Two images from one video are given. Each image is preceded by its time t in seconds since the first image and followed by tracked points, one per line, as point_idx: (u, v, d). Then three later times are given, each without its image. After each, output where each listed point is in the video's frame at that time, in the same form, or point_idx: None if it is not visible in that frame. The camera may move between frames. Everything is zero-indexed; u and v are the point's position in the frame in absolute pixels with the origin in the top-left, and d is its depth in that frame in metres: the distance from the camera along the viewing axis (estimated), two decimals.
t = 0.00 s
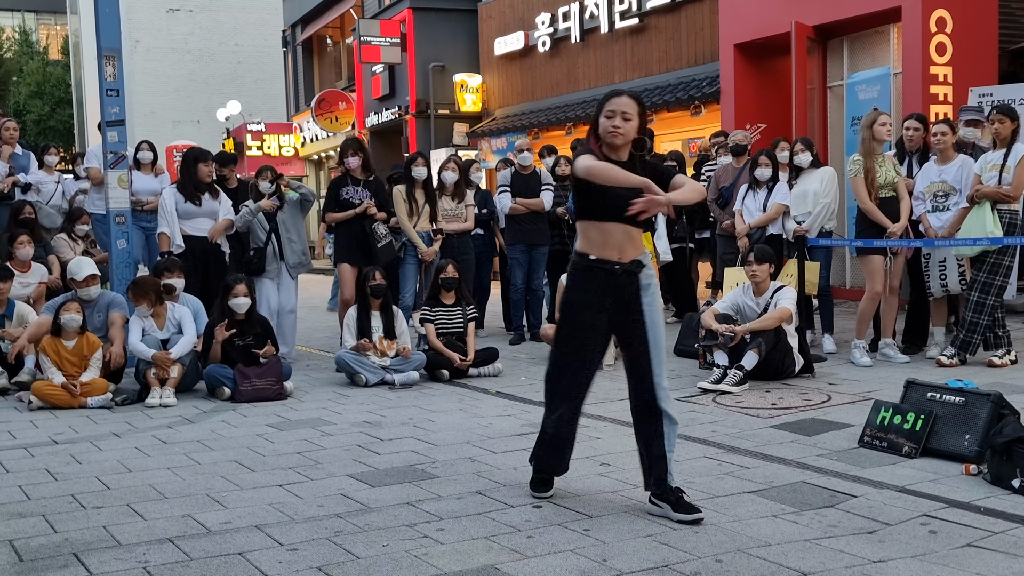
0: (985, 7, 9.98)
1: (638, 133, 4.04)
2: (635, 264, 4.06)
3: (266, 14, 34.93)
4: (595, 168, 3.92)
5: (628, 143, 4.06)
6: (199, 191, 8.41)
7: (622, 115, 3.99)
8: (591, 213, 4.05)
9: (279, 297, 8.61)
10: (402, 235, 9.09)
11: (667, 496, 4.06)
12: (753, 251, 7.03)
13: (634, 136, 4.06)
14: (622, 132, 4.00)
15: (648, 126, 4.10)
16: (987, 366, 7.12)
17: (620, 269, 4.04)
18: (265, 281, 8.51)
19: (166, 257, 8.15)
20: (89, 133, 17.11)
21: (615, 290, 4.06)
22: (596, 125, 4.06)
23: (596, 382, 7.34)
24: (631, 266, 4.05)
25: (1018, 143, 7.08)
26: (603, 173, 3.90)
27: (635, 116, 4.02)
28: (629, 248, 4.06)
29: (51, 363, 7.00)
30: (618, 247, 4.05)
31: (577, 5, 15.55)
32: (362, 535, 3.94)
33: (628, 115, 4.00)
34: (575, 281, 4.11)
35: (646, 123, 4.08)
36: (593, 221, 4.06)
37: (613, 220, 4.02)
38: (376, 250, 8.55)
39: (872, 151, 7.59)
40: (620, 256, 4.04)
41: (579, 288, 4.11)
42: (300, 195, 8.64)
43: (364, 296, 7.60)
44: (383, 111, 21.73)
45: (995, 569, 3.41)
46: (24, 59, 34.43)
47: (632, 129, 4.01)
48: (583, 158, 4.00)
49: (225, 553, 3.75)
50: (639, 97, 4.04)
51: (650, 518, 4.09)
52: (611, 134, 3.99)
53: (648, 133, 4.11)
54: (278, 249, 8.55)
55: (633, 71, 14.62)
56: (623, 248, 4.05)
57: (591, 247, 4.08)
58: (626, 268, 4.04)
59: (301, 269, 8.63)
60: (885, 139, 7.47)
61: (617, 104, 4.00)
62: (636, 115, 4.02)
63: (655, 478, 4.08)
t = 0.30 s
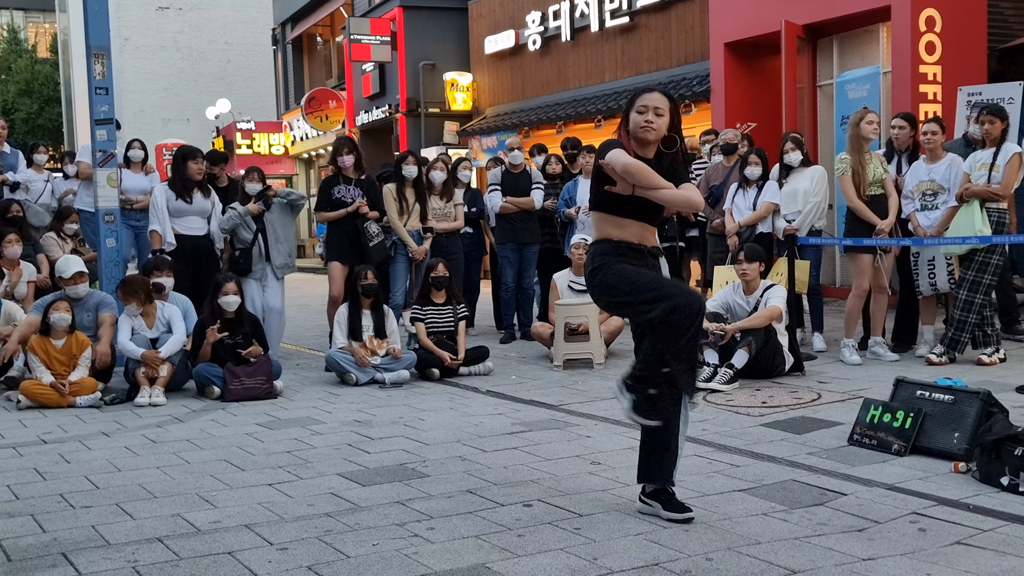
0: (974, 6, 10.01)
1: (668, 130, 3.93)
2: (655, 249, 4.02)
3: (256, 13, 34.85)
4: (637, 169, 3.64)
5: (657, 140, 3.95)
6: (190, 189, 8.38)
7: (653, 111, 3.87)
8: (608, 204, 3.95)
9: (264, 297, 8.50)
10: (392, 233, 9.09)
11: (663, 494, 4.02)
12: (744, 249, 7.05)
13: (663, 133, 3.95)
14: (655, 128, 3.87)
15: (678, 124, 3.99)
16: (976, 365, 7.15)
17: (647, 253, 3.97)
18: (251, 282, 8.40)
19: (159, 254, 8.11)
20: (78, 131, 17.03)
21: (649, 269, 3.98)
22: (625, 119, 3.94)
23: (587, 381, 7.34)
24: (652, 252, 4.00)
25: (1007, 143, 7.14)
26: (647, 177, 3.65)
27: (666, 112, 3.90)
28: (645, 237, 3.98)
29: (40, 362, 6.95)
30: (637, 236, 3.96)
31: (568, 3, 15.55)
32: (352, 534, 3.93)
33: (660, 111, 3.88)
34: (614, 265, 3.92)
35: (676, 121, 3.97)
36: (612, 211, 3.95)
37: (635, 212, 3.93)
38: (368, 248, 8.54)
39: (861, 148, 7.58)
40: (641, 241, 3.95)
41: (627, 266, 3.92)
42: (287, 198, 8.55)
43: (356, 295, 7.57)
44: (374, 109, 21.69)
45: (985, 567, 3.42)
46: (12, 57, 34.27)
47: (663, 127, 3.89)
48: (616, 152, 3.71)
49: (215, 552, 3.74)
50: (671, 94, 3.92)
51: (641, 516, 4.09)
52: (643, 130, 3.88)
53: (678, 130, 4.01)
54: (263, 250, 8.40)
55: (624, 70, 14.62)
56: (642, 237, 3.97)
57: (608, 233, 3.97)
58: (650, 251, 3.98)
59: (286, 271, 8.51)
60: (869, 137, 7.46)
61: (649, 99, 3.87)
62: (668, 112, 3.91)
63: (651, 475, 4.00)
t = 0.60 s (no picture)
0: (964, 8, 10.05)
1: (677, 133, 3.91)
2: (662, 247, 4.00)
3: (247, 11, 34.76)
4: (658, 165, 3.58)
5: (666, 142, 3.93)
6: (180, 186, 8.35)
7: (661, 114, 3.85)
8: (618, 202, 3.89)
9: (248, 294, 8.57)
10: (382, 232, 9.07)
11: (654, 493, 4.02)
12: (733, 250, 7.06)
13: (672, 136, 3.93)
14: (663, 132, 3.86)
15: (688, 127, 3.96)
16: (964, 366, 7.18)
17: (652, 249, 3.93)
18: (236, 278, 8.48)
19: (150, 253, 8.06)
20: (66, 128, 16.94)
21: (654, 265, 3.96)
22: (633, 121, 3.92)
23: (577, 381, 7.34)
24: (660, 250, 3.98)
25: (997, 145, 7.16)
26: (668, 173, 3.58)
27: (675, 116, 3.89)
28: (653, 235, 3.94)
29: (26, 360, 6.91)
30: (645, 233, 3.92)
31: (559, 3, 15.55)
32: (340, 533, 3.92)
33: (668, 115, 3.87)
34: (619, 255, 3.88)
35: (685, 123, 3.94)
36: (622, 209, 3.90)
37: (643, 211, 3.89)
38: (358, 247, 8.53)
39: (846, 150, 7.63)
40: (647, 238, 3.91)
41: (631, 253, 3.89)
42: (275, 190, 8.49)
43: (346, 294, 7.55)
44: (364, 108, 21.66)
45: (972, 568, 3.44)
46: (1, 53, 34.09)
47: (670, 130, 3.88)
48: (634, 149, 3.65)
49: (202, 552, 3.72)
50: (680, 97, 3.90)
51: (630, 516, 4.09)
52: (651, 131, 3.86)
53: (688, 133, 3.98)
54: (246, 246, 8.46)
55: (615, 70, 14.63)
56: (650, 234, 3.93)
57: (617, 227, 3.91)
58: (656, 248, 3.95)
59: (272, 265, 8.56)
60: (852, 141, 7.49)
61: (658, 102, 3.86)
62: (676, 115, 3.89)
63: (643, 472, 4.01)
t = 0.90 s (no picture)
0: (953, 8, 10.09)
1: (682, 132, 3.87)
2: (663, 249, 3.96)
3: (236, 9, 34.65)
4: (662, 167, 3.60)
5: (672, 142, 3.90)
6: (173, 185, 8.33)
7: (664, 112, 3.83)
8: (622, 202, 3.89)
9: (236, 292, 8.56)
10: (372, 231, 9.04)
11: (641, 492, 4.05)
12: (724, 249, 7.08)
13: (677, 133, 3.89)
14: (666, 129, 3.84)
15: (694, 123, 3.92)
16: (952, 365, 7.21)
17: (649, 249, 3.90)
18: (225, 277, 8.49)
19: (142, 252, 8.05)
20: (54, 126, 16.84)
21: (647, 269, 3.93)
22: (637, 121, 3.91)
23: (568, 380, 7.34)
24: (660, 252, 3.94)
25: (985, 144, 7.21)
26: (672, 174, 3.60)
27: (678, 114, 3.86)
28: (658, 235, 3.94)
29: (14, 359, 6.88)
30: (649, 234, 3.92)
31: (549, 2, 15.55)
32: (330, 532, 3.91)
33: (670, 112, 3.84)
34: (609, 252, 3.89)
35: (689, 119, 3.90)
36: (628, 209, 3.89)
37: (647, 212, 3.88)
38: (348, 246, 8.50)
39: (835, 149, 7.66)
40: (647, 237, 3.90)
41: (625, 251, 3.88)
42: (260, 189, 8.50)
43: (337, 291, 7.54)
44: (354, 107, 21.61)
45: (960, 566, 3.45)
46: None
47: (675, 130, 3.85)
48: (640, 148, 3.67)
49: (192, 551, 3.71)
50: (682, 93, 3.87)
51: (620, 515, 4.09)
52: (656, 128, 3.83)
53: (695, 131, 3.93)
54: (236, 244, 8.48)
55: (605, 69, 14.64)
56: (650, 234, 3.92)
57: (622, 226, 3.91)
58: (654, 248, 3.92)
59: (263, 263, 8.57)
60: (842, 141, 7.51)
61: (659, 100, 3.83)
62: (680, 111, 3.86)
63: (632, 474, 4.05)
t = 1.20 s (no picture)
0: (942, 8, 10.11)
1: (690, 130, 3.83)
2: (660, 247, 3.93)
3: (226, 7, 34.54)
4: (656, 167, 3.61)
5: (681, 140, 3.86)
6: (164, 183, 8.28)
7: (669, 110, 3.79)
8: (626, 198, 3.88)
9: (225, 291, 8.54)
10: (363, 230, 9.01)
11: (638, 489, 4.04)
12: (715, 248, 7.08)
13: (685, 132, 3.84)
14: (672, 128, 3.79)
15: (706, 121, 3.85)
16: (942, 364, 7.24)
17: (645, 247, 3.88)
18: (215, 275, 8.45)
19: (130, 250, 8.04)
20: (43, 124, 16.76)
21: (641, 266, 3.90)
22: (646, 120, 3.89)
23: (558, 379, 7.34)
24: (658, 250, 3.91)
25: (975, 144, 7.21)
26: (666, 175, 3.61)
27: (685, 112, 3.81)
28: (660, 233, 3.92)
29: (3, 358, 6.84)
30: (651, 231, 3.90)
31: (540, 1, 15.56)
32: (321, 532, 3.90)
33: (676, 110, 3.80)
34: (601, 245, 3.88)
35: (699, 117, 3.83)
36: (631, 206, 3.88)
37: (649, 210, 3.86)
38: (339, 245, 8.52)
39: (824, 148, 7.68)
40: (646, 233, 3.88)
41: (616, 244, 3.88)
42: (252, 192, 8.55)
43: (328, 289, 7.55)
44: (345, 105, 21.58)
45: (950, 564, 3.46)
46: None
47: (681, 128, 3.80)
48: (636, 144, 3.68)
49: (181, 550, 3.70)
50: (690, 91, 3.82)
51: (611, 514, 4.09)
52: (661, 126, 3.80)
53: (706, 129, 3.86)
54: (226, 243, 8.44)
55: (596, 68, 14.64)
56: (650, 230, 3.90)
57: (623, 223, 3.91)
58: (651, 246, 3.89)
59: (251, 263, 8.49)
60: (830, 140, 7.53)
61: (664, 99, 3.80)
62: (686, 109, 3.80)
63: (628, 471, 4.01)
